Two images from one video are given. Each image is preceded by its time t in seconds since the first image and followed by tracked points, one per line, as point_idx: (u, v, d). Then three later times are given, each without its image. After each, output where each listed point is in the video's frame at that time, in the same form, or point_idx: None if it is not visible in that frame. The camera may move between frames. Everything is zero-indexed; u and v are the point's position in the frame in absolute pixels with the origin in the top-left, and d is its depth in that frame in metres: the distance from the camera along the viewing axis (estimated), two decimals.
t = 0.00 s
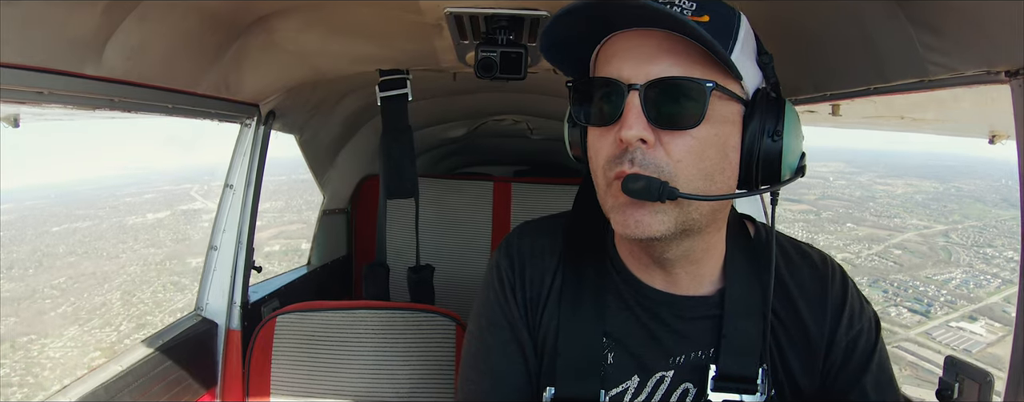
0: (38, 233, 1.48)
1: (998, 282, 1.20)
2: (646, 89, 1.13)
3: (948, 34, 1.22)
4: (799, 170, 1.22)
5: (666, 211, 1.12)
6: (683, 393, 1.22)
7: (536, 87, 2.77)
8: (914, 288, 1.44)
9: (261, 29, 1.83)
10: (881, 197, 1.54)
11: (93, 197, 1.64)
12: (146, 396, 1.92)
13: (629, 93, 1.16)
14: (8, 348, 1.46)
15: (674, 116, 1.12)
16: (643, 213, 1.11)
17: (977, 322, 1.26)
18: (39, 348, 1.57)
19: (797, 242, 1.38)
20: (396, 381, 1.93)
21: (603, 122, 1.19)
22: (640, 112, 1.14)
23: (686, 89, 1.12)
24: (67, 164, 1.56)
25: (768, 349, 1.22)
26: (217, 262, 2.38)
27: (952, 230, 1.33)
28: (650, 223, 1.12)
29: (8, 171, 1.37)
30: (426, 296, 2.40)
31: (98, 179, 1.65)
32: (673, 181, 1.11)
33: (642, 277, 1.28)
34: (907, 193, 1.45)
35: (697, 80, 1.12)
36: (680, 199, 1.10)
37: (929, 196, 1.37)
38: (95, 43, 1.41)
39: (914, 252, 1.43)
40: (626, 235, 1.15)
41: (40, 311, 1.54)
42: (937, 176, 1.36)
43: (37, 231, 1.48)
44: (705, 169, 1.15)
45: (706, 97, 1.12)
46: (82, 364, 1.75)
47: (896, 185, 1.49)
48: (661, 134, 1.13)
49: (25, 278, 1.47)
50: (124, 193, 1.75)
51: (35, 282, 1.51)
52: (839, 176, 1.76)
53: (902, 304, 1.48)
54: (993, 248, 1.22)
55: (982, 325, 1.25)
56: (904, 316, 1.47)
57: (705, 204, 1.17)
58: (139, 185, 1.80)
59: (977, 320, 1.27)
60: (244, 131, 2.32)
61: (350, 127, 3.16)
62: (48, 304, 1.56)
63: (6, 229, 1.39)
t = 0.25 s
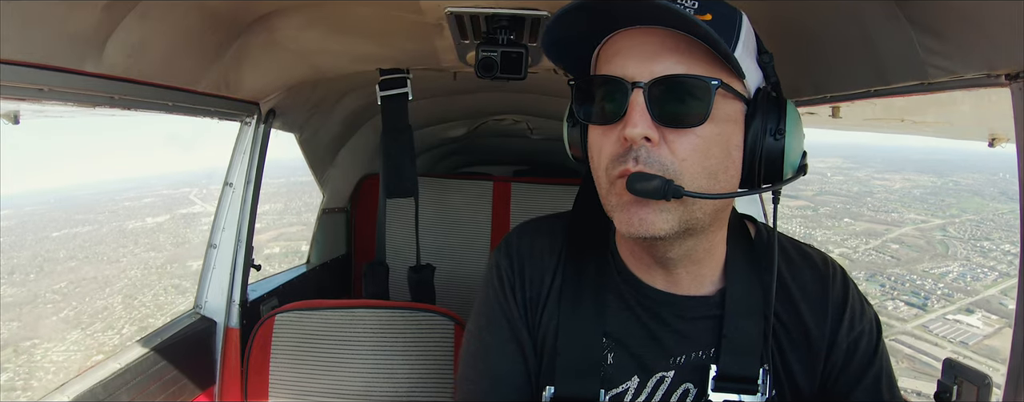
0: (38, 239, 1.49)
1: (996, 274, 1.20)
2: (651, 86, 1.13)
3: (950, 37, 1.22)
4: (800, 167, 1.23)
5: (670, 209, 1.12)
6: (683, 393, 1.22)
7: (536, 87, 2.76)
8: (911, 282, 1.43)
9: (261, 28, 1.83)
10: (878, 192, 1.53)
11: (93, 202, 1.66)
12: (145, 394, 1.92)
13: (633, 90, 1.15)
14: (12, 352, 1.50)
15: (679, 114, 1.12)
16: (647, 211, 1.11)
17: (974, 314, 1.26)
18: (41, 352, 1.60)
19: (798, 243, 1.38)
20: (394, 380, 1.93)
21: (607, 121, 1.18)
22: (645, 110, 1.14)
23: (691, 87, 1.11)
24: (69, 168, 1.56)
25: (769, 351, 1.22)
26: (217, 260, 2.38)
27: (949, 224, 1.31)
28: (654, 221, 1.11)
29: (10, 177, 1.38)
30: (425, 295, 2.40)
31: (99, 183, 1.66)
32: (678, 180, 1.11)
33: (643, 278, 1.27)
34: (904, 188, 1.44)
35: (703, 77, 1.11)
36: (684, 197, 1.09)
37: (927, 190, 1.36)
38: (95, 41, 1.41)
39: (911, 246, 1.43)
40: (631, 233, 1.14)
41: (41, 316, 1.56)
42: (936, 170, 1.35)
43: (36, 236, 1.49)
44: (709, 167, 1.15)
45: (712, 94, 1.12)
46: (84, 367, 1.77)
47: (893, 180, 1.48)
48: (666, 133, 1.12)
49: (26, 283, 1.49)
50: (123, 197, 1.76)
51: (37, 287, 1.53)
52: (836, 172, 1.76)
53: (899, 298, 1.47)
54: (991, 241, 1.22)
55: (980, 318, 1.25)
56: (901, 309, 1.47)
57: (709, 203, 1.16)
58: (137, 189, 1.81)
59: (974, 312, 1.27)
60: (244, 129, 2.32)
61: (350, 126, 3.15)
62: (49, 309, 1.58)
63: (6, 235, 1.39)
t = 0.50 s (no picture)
0: (38, 244, 1.48)
1: (993, 267, 1.22)
2: (738, 82, 1.12)
3: (949, 35, 1.23)
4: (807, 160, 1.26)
5: (749, 203, 1.11)
6: (695, 391, 1.24)
7: (536, 87, 2.77)
8: (907, 276, 1.45)
9: (261, 29, 1.83)
10: (876, 187, 1.56)
11: (92, 207, 1.63)
12: (146, 396, 1.91)
13: (720, 86, 1.12)
14: (15, 356, 1.49)
15: (759, 110, 1.13)
16: (729, 205, 1.10)
17: (971, 307, 1.29)
18: (45, 355, 1.59)
19: (806, 245, 1.38)
20: (397, 381, 1.92)
21: (685, 117, 1.12)
22: (733, 106, 1.12)
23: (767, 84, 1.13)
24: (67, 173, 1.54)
25: (781, 351, 1.25)
26: (218, 262, 2.38)
27: (946, 218, 1.34)
28: (735, 216, 1.11)
29: (10, 181, 1.36)
30: (428, 296, 2.39)
31: (98, 188, 1.64)
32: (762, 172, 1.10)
33: (668, 279, 1.27)
34: (902, 183, 1.46)
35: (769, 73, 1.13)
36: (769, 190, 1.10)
37: (925, 185, 1.37)
38: (96, 43, 1.40)
39: (908, 241, 1.45)
40: (713, 230, 1.12)
41: (44, 319, 1.55)
42: (936, 165, 1.36)
43: (36, 241, 1.47)
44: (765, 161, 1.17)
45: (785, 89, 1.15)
46: (87, 370, 1.78)
47: (892, 175, 1.50)
48: (748, 127, 1.12)
49: (26, 288, 1.47)
50: (123, 201, 1.74)
51: (38, 292, 1.52)
52: (833, 168, 1.79)
53: (896, 292, 1.50)
54: (988, 235, 1.24)
55: (976, 310, 1.27)
56: (898, 303, 1.49)
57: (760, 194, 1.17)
58: (136, 193, 1.79)
59: (971, 305, 1.29)
60: (245, 131, 2.32)
61: (350, 127, 3.15)
62: (52, 313, 1.57)
63: (7, 240, 1.38)
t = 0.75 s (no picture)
0: (38, 248, 1.49)
1: (990, 262, 1.22)
2: (757, 80, 1.13)
3: (948, 33, 1.23)
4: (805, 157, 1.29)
5: (766, 201, 1.12)
6: (700, 389, 1.23)
7: (536, 86, 2.76)
8: (905, 271, 1.46)
9: (260, 30, 1.82)
10: (874, 183, 1.54)
11: (91, 210, 1.64)
12: (147, 397, 1.91)
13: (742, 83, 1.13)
14: (19, 359, 1.50)
15: (774, 108, 1.14)
16: (749, 203, 1.10)
17: (969, 301, 1.29)
18: (47, 357, 1.61)
19: (809, 242, 1.39)
20: (398, 381, 1.92)
21: (712, 115, 1.11)
22: (753, 103, 1.12)
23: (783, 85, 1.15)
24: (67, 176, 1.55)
25: (785, 347, 1.24)
26: (218, 263, 2.37)
27: (943, 214, 1.33)
28: (753, 214, 1.11)
29: (9, 186, 1.36)
30: (429, 296, 2.39)
31: (96, 192, 1.65)
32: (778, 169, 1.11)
33: (678, 277, 1.28)
34: (900, 179, 1.46)
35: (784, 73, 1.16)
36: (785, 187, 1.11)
37: (923, 181, 1.38)
38: (95, 45, 1.40)
39: (906, 236, 1.45)
40: (732, 228, 1.11)
41: (47, 322, 1.56)
42: (931, 161, 1.37)
43: (36, 246, 1.48)
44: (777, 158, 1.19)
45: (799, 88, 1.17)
46: (90, 371, 1.79)
47: (890, 171, 1.50)
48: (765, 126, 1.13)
49: (27, 292, 1.48)
50: (122, 205, 1.75)
51: (39, 295, 1.52)
52: (833, 165, 1.76)
53: (893, 287, 1.51)
54: (985, 230, 1.23)
55: (973, 305, 1.28)
56: (896, 297, 1.51)
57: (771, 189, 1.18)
58: (134, 196, 1.79)
59: (969, 299, 1.29)
60: (245, 131, 2.32)
61: (350, 127, 3.15)
62: (54, 316, 1.58)
63: (8, 244, 1.38)
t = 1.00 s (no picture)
0: (39, 252, 1.48)
1: (987, 257, 1.23)
2: (736, 72, 1.12)
3: (947, 30, 1.23)
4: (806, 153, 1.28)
5: (751, 194, 1.11)
6: (699, 387, 1.23)
7: (535, 85, 2.76)
8: (902, 267, 1.46)
9: (259, 31, 1.83)
10: (872, 180, 1.56)
11: (91, 213, 1.62)
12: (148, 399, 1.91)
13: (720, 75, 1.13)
14: (23, 361, 1.51)
15: (757, 100, 1.14)
16: (730, 196, 1.10)
17: (965, 296, 1.30)
18: (51, 359, 1.61)
19: (807, 238, 1.38)
20: (398, 380, 1.92)
21: (689, 108, 1.12)
22: (733, 94, 1.12)
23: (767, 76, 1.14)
24: (68, 178, 1.54)
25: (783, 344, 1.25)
26: (218, 263, 2.37)
27: (942, 210, 1.34)
28: (736, 207, 1.10)
29: (10, 190, 1.36)
30: (429, 296, 2.39)
31: (96, 195, 1.64)
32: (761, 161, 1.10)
33: (672, 274, 1.28)
34: (899, 177, 1.46)
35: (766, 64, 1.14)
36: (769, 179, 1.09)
37: (922, 177, 1.38)
38: (94, 46, 1.40)
39: (903, 233, 1.45)
40: (715, 222, 1.11)
41: (51, 324, 1.57)
42: (929, 158, 1.38)
43: (37, 249, 1.47)
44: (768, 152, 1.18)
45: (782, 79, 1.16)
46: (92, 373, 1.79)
47: (887, 168, 1.51)
48: (748, 117, 1.12)
49: (30, 295, 1.48)
50: (122, 208, 1.74)
51: (42, 298, 1.52)
52: (830, 162, 1.79)
53: (890, 283, 1.52)
54: (983, 225, 1.24)
55: (970, 300, 1.29)
56: (893, 293, 1.52)
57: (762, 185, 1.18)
58: (133, 199, 1.78)
59: (965, 294, 1.30)
60: (244, 132, 2.32)
61: (350, 127, 3.15)
62: (57, 318, 1.58)
63: (8, 248, 1.38)
